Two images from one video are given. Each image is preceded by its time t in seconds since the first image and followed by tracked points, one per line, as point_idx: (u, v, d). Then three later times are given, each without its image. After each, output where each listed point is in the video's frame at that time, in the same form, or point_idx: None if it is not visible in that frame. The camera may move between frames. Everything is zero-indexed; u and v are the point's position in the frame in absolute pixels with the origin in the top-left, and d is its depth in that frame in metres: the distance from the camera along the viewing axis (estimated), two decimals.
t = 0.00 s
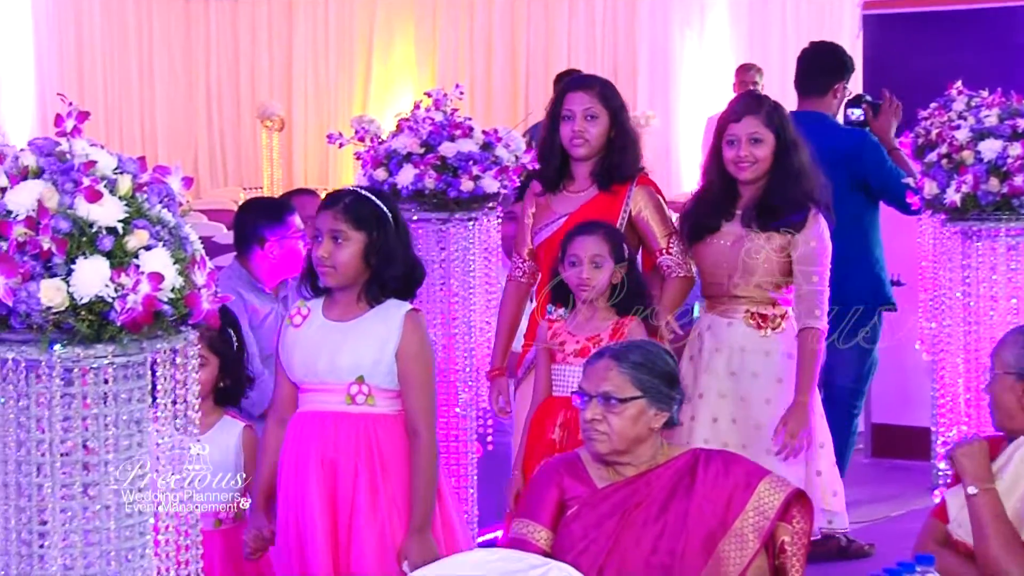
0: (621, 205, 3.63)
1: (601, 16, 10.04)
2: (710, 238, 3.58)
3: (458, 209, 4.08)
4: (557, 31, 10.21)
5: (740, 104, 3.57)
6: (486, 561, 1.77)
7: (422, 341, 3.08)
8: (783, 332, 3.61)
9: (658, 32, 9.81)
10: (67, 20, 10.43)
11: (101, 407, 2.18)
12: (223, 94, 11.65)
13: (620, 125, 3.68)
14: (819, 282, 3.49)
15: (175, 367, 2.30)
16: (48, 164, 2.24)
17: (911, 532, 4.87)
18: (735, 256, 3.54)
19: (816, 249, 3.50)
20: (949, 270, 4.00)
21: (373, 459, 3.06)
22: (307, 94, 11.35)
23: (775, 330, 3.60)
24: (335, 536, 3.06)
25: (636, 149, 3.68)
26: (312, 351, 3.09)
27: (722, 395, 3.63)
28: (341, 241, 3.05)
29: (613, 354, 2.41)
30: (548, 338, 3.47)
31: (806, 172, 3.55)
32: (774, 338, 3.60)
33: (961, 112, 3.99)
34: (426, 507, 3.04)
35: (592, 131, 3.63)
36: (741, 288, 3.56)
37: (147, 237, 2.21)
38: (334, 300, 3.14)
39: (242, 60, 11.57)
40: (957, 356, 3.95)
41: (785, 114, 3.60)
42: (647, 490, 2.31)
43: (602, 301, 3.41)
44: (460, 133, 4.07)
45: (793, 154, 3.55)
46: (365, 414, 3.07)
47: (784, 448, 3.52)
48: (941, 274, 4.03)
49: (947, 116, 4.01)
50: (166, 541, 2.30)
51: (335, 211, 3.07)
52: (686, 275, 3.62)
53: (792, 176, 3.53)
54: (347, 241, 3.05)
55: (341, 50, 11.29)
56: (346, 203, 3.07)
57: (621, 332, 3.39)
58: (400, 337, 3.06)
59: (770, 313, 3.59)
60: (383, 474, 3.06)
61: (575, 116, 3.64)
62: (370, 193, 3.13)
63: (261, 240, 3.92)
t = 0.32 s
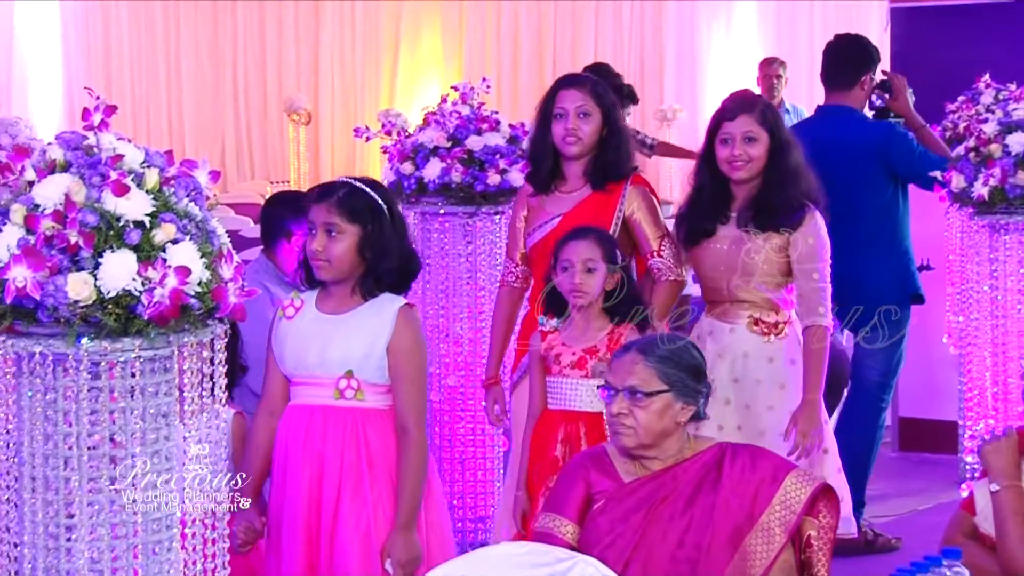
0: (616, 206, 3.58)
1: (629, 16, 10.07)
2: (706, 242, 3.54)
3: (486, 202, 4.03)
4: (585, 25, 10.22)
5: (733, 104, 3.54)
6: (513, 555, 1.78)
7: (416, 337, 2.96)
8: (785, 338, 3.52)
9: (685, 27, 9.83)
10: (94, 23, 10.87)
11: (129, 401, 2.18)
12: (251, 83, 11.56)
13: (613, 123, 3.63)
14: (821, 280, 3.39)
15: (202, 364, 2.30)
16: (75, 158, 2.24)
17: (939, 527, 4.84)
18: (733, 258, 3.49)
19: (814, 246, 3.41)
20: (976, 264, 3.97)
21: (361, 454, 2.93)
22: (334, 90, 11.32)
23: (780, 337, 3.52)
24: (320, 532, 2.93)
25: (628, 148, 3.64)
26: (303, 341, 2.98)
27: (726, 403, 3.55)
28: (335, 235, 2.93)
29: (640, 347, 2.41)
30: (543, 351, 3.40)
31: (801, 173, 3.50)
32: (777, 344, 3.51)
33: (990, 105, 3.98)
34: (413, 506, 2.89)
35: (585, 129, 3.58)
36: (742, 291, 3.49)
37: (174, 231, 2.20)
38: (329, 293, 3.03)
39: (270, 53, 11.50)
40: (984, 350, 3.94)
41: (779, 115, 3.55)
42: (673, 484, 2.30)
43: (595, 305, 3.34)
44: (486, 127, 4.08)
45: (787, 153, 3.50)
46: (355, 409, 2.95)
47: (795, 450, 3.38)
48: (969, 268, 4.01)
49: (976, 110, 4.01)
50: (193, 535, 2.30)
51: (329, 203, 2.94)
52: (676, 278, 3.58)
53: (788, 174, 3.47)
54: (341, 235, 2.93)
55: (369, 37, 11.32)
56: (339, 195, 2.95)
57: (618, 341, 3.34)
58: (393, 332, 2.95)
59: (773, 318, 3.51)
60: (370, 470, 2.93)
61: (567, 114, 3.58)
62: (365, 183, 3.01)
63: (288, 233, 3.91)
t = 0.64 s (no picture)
0: (603, 195, 3.55)
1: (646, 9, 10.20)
2: (693, 233, 3.44)
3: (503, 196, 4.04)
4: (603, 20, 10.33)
5: (716, 89, 3.41)
6: (531, 548, 1.78)
7: (399, 344, 2.92)
8: (773, 332, 3.41)
9: (703, 19, 9.96)
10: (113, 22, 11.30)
11: (147, 393, 2.12)
12: (268, 77, 11.61)
13: (595, 110, 3.59)
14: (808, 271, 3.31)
15: (221, 355, 2.26)
16: (93, 151, 2.23)
17: (957, 521, 4.84)
18: (720, 250, 3.38)
19: (800, 237, 3.32)
20: (996, 257, 3.94)
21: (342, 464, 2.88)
22: (352, 81, 11.38)
23: (767, 331, 3.40)
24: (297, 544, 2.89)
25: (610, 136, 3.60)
26: (285, 348, 2.96)
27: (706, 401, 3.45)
28: (320, 242, 2.91)
29: (658, 341, 2.41)
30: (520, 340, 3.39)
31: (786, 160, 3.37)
32: (763, 337, 3.40)
33: (1009, 99, 3.97)
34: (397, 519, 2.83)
35: (568, 116, 3.54)
36: (730, 283, 3.38)
37: (192, 225, 2.19)
38: (311, 301, 3.01)
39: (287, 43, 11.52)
40: (1003, 344, 3.91)
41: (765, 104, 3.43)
42: (691, 479, 2.30)
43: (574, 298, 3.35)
44: (504, 121, 4.05)
45: (771, 141, 3.37)
46: (335, 419, 2.91)
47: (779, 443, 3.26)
48: (988, 262, 3.99)
49: (995, 103, 3.99)
50: (212, 528, 2.24)
51: (314, 209, 2.92)
52: (664, 264, 3.54)
53: (771, 163, 3.35)
54: (326, 242, 2.91)
55: (387, 30, 11.34)
56: (325, 200, 2.93)
57: (595, 333, 3.32)
58: (376, 341, 2.90)
59: (761, 311, 3.40)
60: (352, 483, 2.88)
61: (549, 103, 3.54)
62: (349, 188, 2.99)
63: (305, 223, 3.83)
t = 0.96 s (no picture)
0: (603, 189, 3.53)
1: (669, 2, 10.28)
2: (693, 227, 3.49)
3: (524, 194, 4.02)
4: (623, 13, 10.40)
5: (721, 84, 3.44)
6: (550, 543, 1.78)
7: (382, 347, 2.93)
8: (772, 326, 3.43)
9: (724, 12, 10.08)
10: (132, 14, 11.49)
11: (169, 388, 2.12)
12: (290, 75, 11.62)
13: (592, 104, 3.59)
14: (809, 268, 3.35)
15: (242, 349, 2.25)
16: (115, 147, 2.22)
17: (978, 519, 4.82)
18: (720, 244, 3.42)
19: (801, 232, 3.35)
20: (1018, 254, 3.92)
21: (320, 472, 2.90)
22: (372, 77, 11.39)
23: (768, 324, 3.43)
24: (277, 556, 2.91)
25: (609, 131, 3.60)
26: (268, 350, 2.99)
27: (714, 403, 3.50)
28: (300, 241, 2.94)
29: (676, 338, 2.39)
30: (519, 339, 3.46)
31: (788, 158, 3.41)
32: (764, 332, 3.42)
33: None
34: (385, 520, 2.86)
35: (564, 111, 3.53)
36: (728, 279, 3.43)
37: (213, 220, 2.19)
38: (292, 303, 3.02)
39: (307, 37, 11.52)
40: None
41: (768, 100, 3.46)
42: (712, 475, 2.29)
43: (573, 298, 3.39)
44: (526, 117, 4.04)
45: (776, 137, 3.41)
46: (313, 425, 2.92)
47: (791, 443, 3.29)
48: (1009, 258, 3.97)
49: (1016, 98, 3.97)
50: (234, 522, 2.23)
51: (294, 210, 2.95)
52: (665, 261, 3.53)
53: (774, 160, 3.39)
54: (306, 241, 2.94)
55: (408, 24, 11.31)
56: (305, 201, 2.96)
57: (595, 330, 3.37)
58: (356, 344, 2.92)
59: (760, 305, 3.42)
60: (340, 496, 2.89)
61: (543, 98, 3.54)
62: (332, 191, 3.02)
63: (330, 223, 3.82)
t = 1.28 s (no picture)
0: (602, 194, 3.56)
1: None
2: (695, 236, 3.50)
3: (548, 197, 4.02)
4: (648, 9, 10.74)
5: (731, 90, 3.43)
6: (572, 541, 1.78)
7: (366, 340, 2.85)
8: (772, 337, 3.41)
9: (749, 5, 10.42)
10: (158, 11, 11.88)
11: (193, 385, 2.11)
12: (315, 68, 12.07)
13: (594, 107, 3.60)
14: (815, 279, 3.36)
15: (267, 346, 2.23)
16: (140, 144, 2.22)
17: (1003, 516, 4.80)
18: (719, 254, 3.42)
19: (804, 244, 3.36)
20: None
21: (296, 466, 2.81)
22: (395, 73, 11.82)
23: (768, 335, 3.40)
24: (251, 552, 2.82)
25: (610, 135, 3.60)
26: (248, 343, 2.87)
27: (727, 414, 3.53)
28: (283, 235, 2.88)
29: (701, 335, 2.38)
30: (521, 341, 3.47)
31: (794, 170, 3.42)
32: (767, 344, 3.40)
33: None
34: (364, 515, 2.77)
35: (563, 116, 3.55)
36: (727, 289, 3.41)
37: (238, 217, 2.20)
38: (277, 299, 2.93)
39: (333, 37, 11.97)
40: None
41: (777, 107, 3.46)
42: (736, 472, 2.28)
43: (574, 306, 3.39)
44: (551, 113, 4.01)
45: (783, 149, 3.41)
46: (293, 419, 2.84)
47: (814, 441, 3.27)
48: None
49: None
50: (257, 519, 2.21)
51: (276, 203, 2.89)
52: (663, 269, 3.55)
53: (780, 171, 3.39)
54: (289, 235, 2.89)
55: (432, 19, 11.69)
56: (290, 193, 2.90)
57: (598, 335, 3.38)
58: (340, 336, 2.82)
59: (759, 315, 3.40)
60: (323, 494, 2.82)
61: (543, 103, 3.55)
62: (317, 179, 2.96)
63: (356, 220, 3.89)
